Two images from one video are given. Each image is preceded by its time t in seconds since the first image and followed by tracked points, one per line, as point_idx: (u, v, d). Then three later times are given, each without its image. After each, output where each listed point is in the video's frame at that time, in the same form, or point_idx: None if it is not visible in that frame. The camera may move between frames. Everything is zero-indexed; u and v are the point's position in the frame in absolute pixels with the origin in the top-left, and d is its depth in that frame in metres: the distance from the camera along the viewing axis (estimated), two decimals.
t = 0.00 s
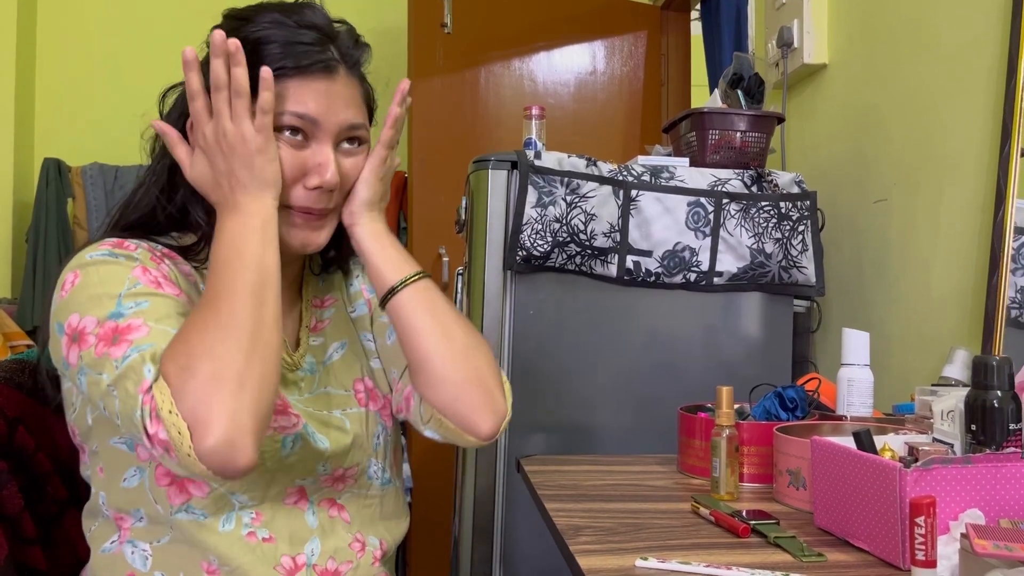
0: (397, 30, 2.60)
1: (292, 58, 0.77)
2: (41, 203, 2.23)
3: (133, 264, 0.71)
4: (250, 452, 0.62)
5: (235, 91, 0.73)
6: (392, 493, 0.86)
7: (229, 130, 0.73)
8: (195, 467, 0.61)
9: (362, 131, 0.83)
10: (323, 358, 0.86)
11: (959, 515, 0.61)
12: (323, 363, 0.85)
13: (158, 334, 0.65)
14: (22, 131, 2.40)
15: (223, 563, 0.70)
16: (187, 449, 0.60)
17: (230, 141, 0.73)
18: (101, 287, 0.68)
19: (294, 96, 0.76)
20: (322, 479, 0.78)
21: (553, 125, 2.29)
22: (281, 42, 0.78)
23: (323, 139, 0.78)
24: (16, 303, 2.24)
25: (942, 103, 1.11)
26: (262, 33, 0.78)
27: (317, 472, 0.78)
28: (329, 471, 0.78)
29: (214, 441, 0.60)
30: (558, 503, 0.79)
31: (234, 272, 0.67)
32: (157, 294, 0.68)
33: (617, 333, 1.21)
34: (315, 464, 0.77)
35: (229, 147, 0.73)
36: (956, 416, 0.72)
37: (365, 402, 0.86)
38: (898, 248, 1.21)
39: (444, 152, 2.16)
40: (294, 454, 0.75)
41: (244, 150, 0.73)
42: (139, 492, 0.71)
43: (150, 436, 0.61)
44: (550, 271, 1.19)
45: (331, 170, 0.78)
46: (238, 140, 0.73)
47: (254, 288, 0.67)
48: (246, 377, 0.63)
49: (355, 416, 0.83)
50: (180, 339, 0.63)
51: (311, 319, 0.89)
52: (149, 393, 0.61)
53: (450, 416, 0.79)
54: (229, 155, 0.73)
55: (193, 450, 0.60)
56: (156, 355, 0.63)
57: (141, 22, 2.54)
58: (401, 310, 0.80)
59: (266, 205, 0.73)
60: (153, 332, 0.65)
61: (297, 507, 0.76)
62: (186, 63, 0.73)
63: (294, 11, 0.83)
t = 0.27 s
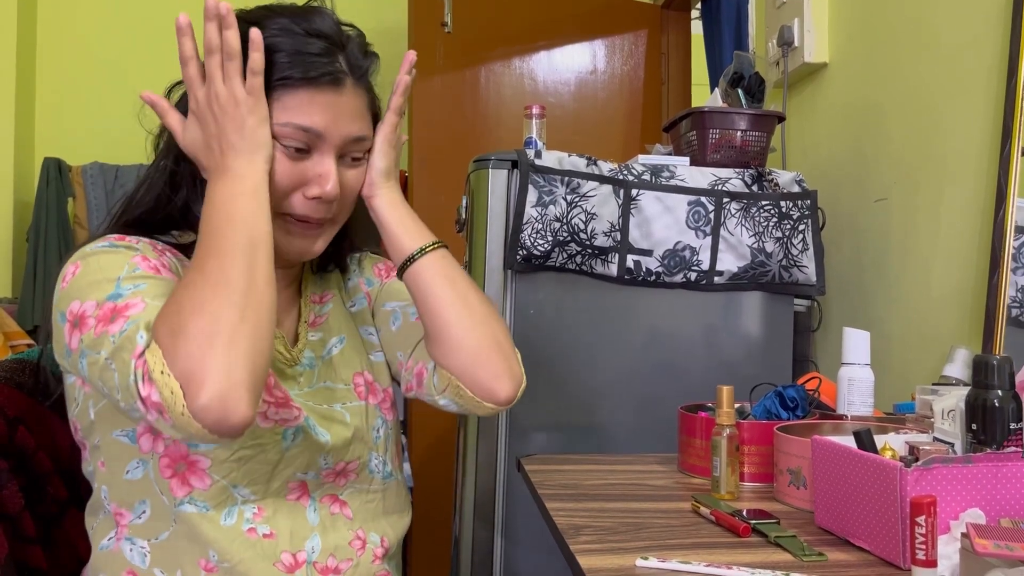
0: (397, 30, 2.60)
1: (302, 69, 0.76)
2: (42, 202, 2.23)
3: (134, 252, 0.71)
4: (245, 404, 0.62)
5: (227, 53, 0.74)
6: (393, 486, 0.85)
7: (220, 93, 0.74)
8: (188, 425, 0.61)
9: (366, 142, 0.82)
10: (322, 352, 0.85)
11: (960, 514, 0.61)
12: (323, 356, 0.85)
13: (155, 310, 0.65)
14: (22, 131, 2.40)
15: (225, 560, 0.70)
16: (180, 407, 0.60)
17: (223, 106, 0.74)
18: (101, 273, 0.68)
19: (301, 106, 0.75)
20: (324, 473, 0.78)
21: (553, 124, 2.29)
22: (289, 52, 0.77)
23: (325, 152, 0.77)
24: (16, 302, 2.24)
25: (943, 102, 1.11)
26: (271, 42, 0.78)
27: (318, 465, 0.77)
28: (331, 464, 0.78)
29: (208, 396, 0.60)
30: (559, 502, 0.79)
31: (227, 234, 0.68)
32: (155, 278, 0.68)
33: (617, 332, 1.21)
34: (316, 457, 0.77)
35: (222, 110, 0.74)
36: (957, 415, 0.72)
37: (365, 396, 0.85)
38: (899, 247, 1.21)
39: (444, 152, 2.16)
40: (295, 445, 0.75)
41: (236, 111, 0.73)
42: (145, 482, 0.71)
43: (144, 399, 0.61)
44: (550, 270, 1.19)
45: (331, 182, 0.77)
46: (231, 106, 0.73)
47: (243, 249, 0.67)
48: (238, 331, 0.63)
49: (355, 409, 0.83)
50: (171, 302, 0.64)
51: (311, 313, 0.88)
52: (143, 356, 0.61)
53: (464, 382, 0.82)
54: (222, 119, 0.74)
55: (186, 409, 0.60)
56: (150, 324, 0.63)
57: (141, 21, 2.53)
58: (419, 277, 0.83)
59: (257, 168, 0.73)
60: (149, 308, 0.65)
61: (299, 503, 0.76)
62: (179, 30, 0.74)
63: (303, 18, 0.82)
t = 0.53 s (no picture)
0: (397, 29, 2.60)
1: (310, 86, 0.75)
2: (42, 202, 2.23)
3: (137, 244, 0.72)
4: (236, 367, 0.61)
5: (200, 26, 0.70)
6: (393, 482, 0.85)
7: (199, 68, 0.71)
8: (179, 387, 0.61)
9: (371, 160, 0.80)
10: (322, 350, 0.85)
11: (960, 513, 0.61)
12: (323, 355, 0.85)
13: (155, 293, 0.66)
14: (23, 130, 2.40)
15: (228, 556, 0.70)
16: (171, 373, 0.60)
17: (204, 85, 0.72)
18: (103, 262, 0.68)
19: (306, 123, 0.75)
20: (325, 468, 0.77)
21: (553, 123, 2.29)
22: (300, 68, 0.76)
23: (328, 172, 0.76)
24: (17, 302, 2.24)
25: (943, 101, 1.11)
26: (281, 55, 0.77)
27: (319, 459, 0.76)
28: (333, 459, 0.77)
29: (198, 358, 0.60)
30: (559, 501, 0.79)
31: (215, 204, 0.68)
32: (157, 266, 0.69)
33: (618, 331, 1.21)
34: (318, 451, 0.76)
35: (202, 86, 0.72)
36: (958, 414, 0.72)
37: (366, 392, 0.84)
38: (899, 246, 1.21)
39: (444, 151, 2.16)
40: (298, 440, 0.74)
41: (217, 83, 0.72)
42: (146, 476, 0.71)
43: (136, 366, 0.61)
44: (551, 269, 1.19)
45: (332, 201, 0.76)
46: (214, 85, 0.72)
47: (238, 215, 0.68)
48: (231, 297, 0.63)
49: (357, 405, 0.82)
50: (163, 272, 0.64)
51: (310, 313, 0.88)
52: (136, 326, 0.62)
53: (472, 360, 0.82)
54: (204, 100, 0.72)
55: (177, 375, 0.60)
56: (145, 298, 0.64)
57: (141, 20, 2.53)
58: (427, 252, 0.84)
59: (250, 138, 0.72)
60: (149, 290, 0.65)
61: (300, 498, 0.76)
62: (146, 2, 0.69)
63: (312, 30, 0.81)
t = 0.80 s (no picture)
0: (397, 29, 2.60)
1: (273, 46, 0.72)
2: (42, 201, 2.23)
3: (123, 283, 0.66)
4: (202, 519, 0.53)
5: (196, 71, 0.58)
6: (393, 505, 0.84)
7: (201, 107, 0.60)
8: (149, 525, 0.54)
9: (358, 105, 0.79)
10: (330, 364, 0.83)
11: (960, 512, 0.61)
12: (330, 369, 0.82)
13: (139, 372, 0.59)
14: (23, 130, 2.40)
15: (237, 559, 0.71)
16: (143, 507, 0.53)
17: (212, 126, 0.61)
18: (89, 312, 0.63)
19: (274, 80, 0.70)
20: (327, 487, 0.77)
21: (553, 123, 2.29)
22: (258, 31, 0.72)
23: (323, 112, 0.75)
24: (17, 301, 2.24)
25: (943, 100, 1.11)
26: (238, 22, 0.73)
27: (323, 480, 0.76)
28: (335, 479, 0.77)
29: (167, 505, 0.52)
30: (560, 500, 0.79)
31: (240, 315, 0.55)
32: (142, 322, 0.63)
33: (618, 331, 1.21)
34: (320, 471, 0.76)
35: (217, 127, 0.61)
36: (958, 413, 0.72)
37: (371, 410, 0.82)
38: (899, 245, 1.21)
39: (444, 151, 2.16)
40: (298, 465, 0.74)
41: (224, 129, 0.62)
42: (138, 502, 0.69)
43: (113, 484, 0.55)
44: (551, 268, 1.19)
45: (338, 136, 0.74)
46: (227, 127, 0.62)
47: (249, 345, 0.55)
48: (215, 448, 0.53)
49: (361, 423, 0.80)
50: (168, 388, 0.54)
51: (320, 326, 0.84)
52: (120, 439, 0.55)
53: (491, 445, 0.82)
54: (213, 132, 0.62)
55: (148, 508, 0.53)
56: (137, 396, 0.58)
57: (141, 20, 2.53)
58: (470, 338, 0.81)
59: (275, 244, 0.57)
60: (133, 369, 0.59)
61: (301, 511, 0.76)
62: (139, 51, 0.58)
63: None
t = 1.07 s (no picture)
0: (397, 29, 2.60)
1: (257, 43, 0.71)
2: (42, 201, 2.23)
3: (140, 266, 0.66)
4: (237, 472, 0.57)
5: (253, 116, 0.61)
6: (397, 509, 0.85)
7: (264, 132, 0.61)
8: (180, 479, 0.56)
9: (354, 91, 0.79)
10: (339, 366, 0.82)
11: (960, 512, 0.61)
12: (340, 371, 0.81)
13: (163, 336, 0.60)
14: (22, 130, 2.40)
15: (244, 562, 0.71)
16: (178, 461, 0.56)
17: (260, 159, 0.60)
18: (103, 288, 0.63)
19: (271, 82, 0.71)
20: (336, 486, 0.78)
21: (553, 122, 2.29)
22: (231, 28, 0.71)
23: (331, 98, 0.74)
24: (17, 301, 2.24)
25: (943, 100, 1.11)
26: (239, 18, 0.72)
27: (332, 477, 0.77)
28: (344, 478, 0.78)
29: (206, 452, 0.55)
30: (560, 500, 0.79)
31: (273, 281, 0.62)
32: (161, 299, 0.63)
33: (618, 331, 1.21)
34: (329, 469, 0.76)
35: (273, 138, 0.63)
36: (958, 413, 0.72)
37: (383, 412, 0.82)
38: (900, 245, 1.21)
39: (445, 151, 2.16)
40: (309, 460, 0.75)
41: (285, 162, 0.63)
42: (144, 502, 0.69)
43: (147, 435, 0.57)
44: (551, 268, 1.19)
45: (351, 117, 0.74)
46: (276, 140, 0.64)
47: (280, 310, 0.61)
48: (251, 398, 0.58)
49: (375, 423, 0.80)
50: (201, 343, 0.59)
51: (329, 328, 0.84)
52: (155, 391, 0.57)
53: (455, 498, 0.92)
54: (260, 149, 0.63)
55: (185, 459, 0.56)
56: (166, 354, 0.59)
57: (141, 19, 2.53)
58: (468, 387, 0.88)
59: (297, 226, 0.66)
60: (159, 334, 0.60)
61: (312, 511, 0.76)
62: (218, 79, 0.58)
63: None
